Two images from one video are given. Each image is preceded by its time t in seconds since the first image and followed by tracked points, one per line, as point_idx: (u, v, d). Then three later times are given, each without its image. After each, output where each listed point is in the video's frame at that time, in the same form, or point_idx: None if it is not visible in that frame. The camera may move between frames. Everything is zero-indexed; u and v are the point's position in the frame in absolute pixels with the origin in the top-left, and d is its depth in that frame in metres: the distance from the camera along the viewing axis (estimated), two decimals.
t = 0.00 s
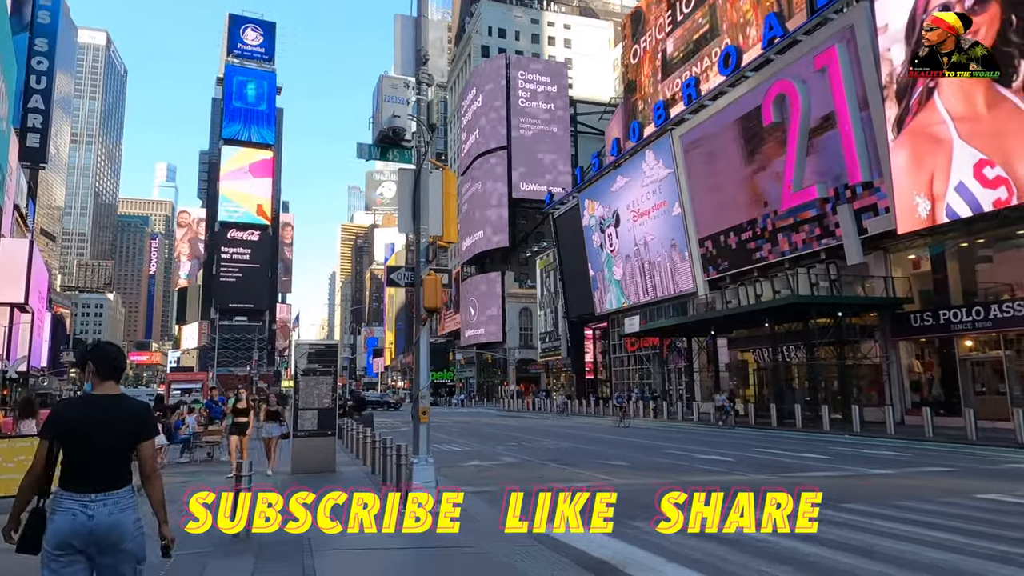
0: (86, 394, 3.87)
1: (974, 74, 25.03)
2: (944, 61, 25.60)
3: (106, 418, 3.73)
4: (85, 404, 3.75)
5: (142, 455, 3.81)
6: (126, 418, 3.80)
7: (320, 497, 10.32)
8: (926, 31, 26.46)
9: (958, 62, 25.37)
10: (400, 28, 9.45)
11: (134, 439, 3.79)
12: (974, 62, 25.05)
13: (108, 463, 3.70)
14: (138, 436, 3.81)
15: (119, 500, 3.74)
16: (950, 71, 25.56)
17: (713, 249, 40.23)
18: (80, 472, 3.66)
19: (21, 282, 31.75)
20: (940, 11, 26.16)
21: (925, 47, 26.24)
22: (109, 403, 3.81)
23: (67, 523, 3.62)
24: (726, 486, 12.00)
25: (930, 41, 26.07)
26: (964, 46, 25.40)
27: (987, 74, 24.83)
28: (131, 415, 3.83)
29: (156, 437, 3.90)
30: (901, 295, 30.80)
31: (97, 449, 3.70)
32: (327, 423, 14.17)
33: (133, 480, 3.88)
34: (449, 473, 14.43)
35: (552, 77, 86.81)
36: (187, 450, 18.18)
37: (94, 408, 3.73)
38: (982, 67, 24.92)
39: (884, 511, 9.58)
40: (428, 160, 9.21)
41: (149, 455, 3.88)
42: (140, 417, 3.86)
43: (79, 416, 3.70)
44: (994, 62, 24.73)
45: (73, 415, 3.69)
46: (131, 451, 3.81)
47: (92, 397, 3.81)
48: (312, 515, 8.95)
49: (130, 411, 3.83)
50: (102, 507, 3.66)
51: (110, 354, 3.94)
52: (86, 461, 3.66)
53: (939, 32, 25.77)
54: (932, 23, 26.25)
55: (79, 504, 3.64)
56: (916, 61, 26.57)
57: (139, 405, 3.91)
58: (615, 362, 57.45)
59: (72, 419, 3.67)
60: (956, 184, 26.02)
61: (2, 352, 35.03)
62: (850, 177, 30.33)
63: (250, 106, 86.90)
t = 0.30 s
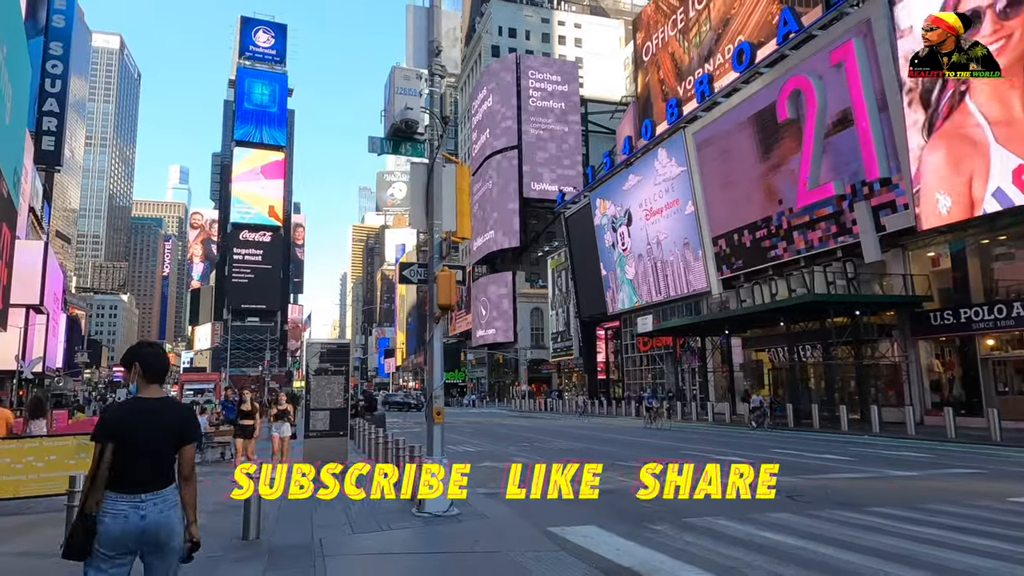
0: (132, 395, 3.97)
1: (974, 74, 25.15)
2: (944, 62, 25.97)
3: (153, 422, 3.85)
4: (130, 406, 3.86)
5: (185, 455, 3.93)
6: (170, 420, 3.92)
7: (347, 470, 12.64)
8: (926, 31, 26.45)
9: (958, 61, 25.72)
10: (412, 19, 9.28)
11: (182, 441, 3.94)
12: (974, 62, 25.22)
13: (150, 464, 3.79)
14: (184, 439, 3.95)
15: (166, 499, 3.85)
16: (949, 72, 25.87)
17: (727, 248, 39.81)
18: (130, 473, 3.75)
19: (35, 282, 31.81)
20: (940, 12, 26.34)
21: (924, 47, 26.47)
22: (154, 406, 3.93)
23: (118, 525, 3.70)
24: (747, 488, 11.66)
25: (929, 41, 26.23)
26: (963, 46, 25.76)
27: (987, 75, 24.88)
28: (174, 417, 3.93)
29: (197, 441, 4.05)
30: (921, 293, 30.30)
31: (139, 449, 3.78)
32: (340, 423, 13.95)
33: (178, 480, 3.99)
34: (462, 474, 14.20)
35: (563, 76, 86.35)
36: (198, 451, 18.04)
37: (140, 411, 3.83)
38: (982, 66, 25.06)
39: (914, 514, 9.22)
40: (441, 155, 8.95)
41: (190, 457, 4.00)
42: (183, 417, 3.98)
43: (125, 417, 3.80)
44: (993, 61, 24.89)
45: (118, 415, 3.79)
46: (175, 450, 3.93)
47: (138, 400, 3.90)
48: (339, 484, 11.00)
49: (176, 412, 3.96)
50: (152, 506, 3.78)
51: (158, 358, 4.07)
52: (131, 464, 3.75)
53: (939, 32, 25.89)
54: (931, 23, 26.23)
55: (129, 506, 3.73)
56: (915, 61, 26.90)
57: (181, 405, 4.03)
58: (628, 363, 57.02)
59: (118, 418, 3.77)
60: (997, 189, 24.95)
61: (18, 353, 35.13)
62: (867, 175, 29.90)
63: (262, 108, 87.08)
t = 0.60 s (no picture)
0: (153, 399, 4.04)
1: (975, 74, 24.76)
2: (944, 62, 25.33)
3: (180, 426, 3.94)
4: (155, 410, 3.94)
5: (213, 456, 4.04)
6: (194, 424, 4.01)
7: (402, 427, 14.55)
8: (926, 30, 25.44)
9: (958, 62, 25.11)
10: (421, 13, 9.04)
11: (207, 443, 4.04)
12: (974, 61, 24.71)
13: (179, 467, 3.90)
14: (210, 439, 4.07)
15: (195, 503, 3.96)
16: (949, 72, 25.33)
17: (736, 247, 39.46)
18: (160, 476, 3.85)
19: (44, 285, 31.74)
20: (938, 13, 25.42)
21: (924, 47, 25.51)
22: (178, 409, 4.00)
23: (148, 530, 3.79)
24: (765, 492, 11.32)
25: (929, 41, 25.25)
26: (963, 46, 25.17)
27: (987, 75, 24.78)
28: (201, 422, 4.04)
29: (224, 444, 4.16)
30: (934, 293, 29.93)
31: (167, 455, 3.88)
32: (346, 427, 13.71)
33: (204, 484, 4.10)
34: (471, 477, 13.95)
35: (569, 76, 85.94)
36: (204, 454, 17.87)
37: (165, 416, 3.93)
38: (982, 67, 24.66)
39: (940, 521, 8.85)
40: (450, 151, 8.67)
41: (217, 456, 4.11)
42: (209, 422, 4.10)
43: (151, 424, 3.88)
44: (993, 61, 24.63)
45: (147, 421, 3.87)
46: (201, 453, 4.02)
47: (162, 405, 3.98)
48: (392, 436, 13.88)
49: (199, 416, 4.05)
50: (180, 510, 3.86)
51: (177, 362, 4.11)
52: (161, 466, 3.86)
53: (939, 32, 24.91)
54: (931, 22, 25.20)
55: (160, 510, 3.83)
56: (915, 61, 25.77)
57: (203, 408, 4.13)
58: (635, 363, 56.67)
59: (146, 422, 3.86)
60: None
61: (27, 354, 35.15)
62: (880, 173, 29.48)
63: (268, 109, 87.46)
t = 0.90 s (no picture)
0: (152, 431, 4.11)
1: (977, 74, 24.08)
2: (943, 62, 23.88)
3: (179, 455, 4.02)
4: (156, 440, 4.02)
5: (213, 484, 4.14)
6: (193, 453, 4.10)
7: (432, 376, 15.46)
8: (925, 32, 24.11)
9: (959, 61, 24.01)
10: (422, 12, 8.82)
11: (206, 470, 4.13)
12: (974, 61, 23.98)
13: (179, 496, 3.97)
14: (209, 466, 4.16)
15: (195, 531, 4.03)
16: (950, 71, 24.21)
17: (740, 248, 39.19)
18: (160, 505, 3.93)
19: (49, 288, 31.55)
20: (937, 14, 24.35)
21: (923, 48, 23.96)
22: (176, 441, 4.08)
23: (151, 554, 3.87)
24: (776, 500, 11.10)
25: (929, 41, 23.75)
26: (963, 46, 24.29)
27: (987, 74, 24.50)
28: (201, 450, 4.14)
29: (222, 471, 4.26)
30: (941, 293, 29.68)
31: (167, 485, 3.96)
32: (348, 433, 13.48)
33: (204, 512, 4.18)
34: (475, 484, 13.75)
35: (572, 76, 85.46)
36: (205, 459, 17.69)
37: (164, 446, 4.01)
38: (982, 66, 24.09)
39: (958, 532, 8.67)
40: (452, 153, 8.52)
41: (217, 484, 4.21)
42: (209, 451, 4.19)
43: (150, 453, 3.96)
44: (992, 62, 24.36)
45: (147, 450, 3.94)
46: (200, 482, 4.11)
47: (162, 435, 4.06)
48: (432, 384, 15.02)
49: (198, 445, 4.15)
50: (181, 537, 3.94)
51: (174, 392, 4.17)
52: (162, 496, 3.93)
53: (940, 31, 23.48)
54: (931, 23, 23.88)
55: (161, 537, 3.91)
56: (915, 61, 24.15)
57: (201, 437, 4.21)
58: (639, 364, 56.44)
59: (146, 452, 3.94)
60: None
61: (30, 358, 35.01)
62: (887, 173, 29.24)
63: (271, 111, 87.54)
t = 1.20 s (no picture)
0: (128, 432, 3.96)
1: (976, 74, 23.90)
2: (944, 61, 23.77)
3: (156, 455, 3.88)
4: (132, 442, 3.88)
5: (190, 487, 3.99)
6: (171, 455, 3.96)
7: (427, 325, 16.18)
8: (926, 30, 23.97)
9: (958, 61, 23.81)
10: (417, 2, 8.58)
11: (185, 472, 3.98)
12: (974, 61, 23.86)
13: (158, 500, 3.84)
14: (188, 468, 4.01)
15: (174, 534, 3.88)
16: (950, 71, 23.96)
17: (741, 246, 38.92)
18: (136, 507, 3.79)
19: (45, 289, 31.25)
20: (936, 14, 24.25)
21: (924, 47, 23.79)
22: (153, 442, 3.92)
23: (127, 560, 3.71)
24: (781, 502, 10.80)
25: (929, 40, 23.66)
26: (963, 47, 24.21)
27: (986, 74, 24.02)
28: (179, 454, 3.98)
29: (202, 472, 4.12)
30: (944, 291, 29.43)
31: (144, 490, 3.82)
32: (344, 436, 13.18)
33: (183, 516, 4.03)
34: (474, 487, 13.44)
35: (571, 75, 85.14)
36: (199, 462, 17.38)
37: (142, 445, 3.87)
38: (982, 67, 23.99)
39: (973, 536, 8.39)
40: (448, 146, 8.27)
41: (196, 486, 4.07)
42: (188, 452, 4.06)
43: (126, 454, 3.81)
44: (992, 62, 24.33)
45: (124, 451, 3.81)
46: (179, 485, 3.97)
47: (137, 436, 3.92)
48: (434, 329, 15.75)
49: (177, 448, 4.01)
50: (159, 540, 3.80)
51: (153, 392, 4.05)
52: (139, 498, 3.79)
53: (940, 31, 23.36)
54: (931, 21, 23.73)
55: (138, 541, 3.76)
56: (915, 61, 23.80)
57: (181, 440, 4.07)
58: (639, 364, 56.15)
59: (119, 454, 3.78)
60: None
61: (26, 360, 34.65)
62: (888, 170, 29.01)
63: (269, 112, 87.26)
